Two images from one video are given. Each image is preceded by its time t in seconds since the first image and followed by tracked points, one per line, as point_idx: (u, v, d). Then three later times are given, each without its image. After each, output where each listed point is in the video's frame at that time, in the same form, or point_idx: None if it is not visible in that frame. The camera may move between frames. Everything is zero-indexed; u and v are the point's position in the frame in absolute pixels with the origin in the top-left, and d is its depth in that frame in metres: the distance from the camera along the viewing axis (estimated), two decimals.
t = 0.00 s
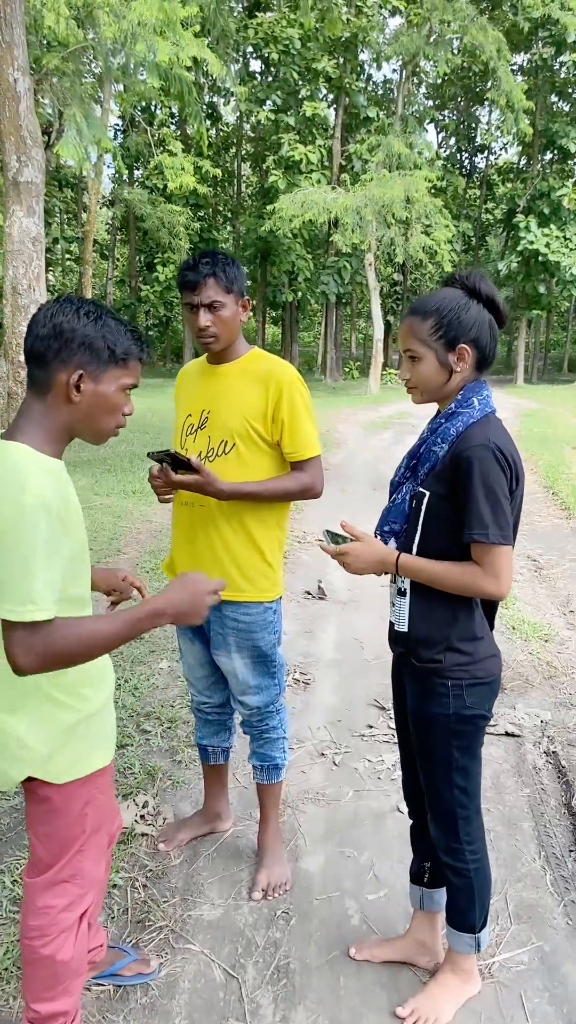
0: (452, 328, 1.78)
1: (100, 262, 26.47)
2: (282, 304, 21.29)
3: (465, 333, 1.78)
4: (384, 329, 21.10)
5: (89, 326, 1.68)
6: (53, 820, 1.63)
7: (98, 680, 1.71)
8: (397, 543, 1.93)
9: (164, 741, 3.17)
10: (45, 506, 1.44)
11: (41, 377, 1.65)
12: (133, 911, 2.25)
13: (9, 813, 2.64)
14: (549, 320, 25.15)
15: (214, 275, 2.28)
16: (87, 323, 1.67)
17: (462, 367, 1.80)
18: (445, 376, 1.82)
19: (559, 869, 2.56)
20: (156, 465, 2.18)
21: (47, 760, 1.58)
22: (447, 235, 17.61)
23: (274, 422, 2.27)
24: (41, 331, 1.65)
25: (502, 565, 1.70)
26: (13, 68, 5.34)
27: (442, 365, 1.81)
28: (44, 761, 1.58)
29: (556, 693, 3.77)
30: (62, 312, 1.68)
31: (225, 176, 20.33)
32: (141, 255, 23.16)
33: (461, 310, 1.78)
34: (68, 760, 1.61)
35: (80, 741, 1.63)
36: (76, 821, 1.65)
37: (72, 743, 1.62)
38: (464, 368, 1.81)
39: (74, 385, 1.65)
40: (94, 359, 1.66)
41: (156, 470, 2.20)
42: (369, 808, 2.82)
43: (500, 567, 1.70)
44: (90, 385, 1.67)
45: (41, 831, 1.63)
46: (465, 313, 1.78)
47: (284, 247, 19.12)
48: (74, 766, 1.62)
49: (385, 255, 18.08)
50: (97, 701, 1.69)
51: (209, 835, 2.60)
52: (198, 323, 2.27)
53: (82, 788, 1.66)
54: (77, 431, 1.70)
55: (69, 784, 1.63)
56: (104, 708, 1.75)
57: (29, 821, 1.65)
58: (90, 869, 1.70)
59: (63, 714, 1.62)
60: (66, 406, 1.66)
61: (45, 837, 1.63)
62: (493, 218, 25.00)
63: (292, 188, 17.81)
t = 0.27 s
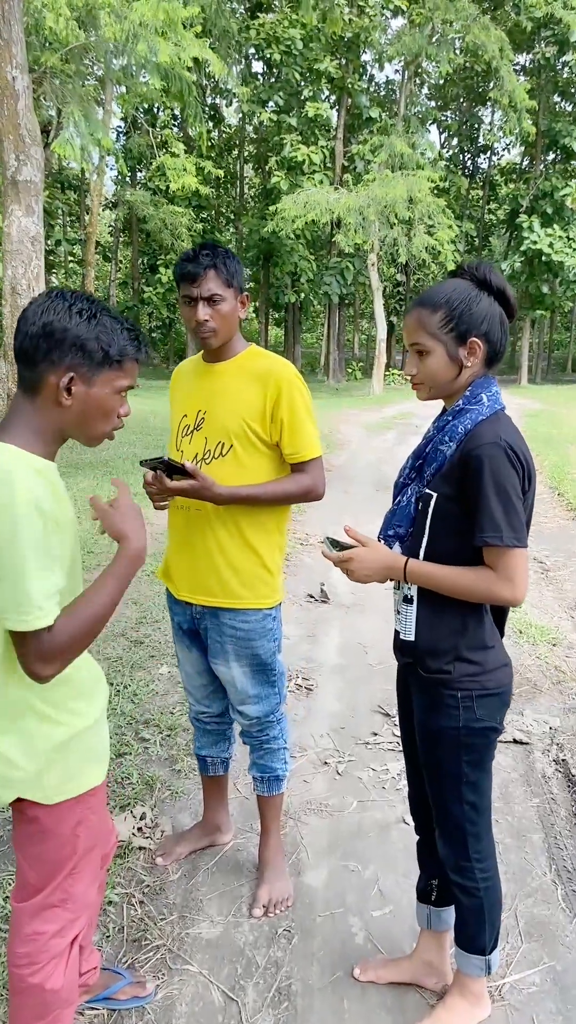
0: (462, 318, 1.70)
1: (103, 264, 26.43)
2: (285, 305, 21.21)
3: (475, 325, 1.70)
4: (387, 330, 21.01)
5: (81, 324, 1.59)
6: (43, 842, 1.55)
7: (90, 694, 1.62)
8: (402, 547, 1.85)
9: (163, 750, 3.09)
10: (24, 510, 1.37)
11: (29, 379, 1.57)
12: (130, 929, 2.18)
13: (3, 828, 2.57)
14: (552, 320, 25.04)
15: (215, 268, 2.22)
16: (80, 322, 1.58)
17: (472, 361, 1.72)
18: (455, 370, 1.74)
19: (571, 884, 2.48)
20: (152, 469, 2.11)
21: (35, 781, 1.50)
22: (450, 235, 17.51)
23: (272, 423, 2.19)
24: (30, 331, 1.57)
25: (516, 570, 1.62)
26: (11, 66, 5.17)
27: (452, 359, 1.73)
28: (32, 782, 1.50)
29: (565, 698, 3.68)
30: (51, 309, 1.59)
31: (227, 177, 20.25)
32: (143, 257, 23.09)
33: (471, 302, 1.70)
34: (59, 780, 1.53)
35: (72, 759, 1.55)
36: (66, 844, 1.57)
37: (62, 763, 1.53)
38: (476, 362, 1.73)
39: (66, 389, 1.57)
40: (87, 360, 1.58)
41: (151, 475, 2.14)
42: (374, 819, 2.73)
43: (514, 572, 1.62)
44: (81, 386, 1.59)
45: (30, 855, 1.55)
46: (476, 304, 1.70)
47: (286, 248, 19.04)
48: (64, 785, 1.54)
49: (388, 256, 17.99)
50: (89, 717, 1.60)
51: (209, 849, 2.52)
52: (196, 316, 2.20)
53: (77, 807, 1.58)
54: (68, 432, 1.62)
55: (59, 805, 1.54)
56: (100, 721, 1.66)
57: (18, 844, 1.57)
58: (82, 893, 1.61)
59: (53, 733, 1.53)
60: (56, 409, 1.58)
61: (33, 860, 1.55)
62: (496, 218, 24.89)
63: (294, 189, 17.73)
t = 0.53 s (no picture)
0: (466, 318, 1.65)
1: (106, 265, 26.40)
2: (287, 305, 21.15)
3: (479, 326, 1.65)
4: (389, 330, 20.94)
5: (77, 331, 1.53)
6: (30, 867, 1.50)
7: (80, 713, 1.58)
8: (403, 555, 1.79)
9: (160, 758, 3.05)
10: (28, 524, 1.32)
11: (23, 388, 1.51)
12: (124, 945, 2.14)
13: None
14: (555, 320, 24.95)
15: (214, 268, 2.17)
16: (74, 325, 1.53)
17: (476, 362, 1.67)
18: (458, 372, 1.68)
19: None
20: (145, 474, 2.06)
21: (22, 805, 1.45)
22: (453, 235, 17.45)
23: (268, 427, 2.14)
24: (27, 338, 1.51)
25: (522, 578, 1.57)
26: (9, 65, 5.13)
27: (455, 361, 1.67)
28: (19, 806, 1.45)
29: (570, 704, 3.62)
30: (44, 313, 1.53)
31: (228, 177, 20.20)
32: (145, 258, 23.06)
33: (474, 302, 1.65)
34: (47, 802, 1.48)
35: (60, 780, 1.50)
36: (54, 868, 1.52)
37: (50, 785, 1.48)
38: (479, 363, 1.67)
39: (61, 394, 1.51)
40: (84, 364, 1.53)
41: (144, 481, 2.10)
42: (375, 830, 2.68)
43: (519, 580, 1.57)
44: (79, 393, 1.53)
45: (18, 880, 1.50)
46: (479, 305, 1.66)
47: (288, 248, 18.98)
48: (52, 808, 1.49)
49: (390, 257, 17.92)
50: (79, 736, 1.55)
51: (205, 862, 2.48)
52: (192, 316, 2.15)
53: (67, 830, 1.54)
54: (65, 440, 1.57)
55: (46, 827, 1.50)
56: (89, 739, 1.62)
57: (5, 868, 1.52)
58: (72, 917, 1.56)
59: (41, 754, 1.48)
60: (53, 417, 1.53)
61: (20, 885, 1.50)
62: (499, 218, 24.79)
63: (296, 189, 17.67)
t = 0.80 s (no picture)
0: (464, 318, 1.63)
1: (108, 266, 26.40)
2: (290, 306, 21.15)
3: (477, 326, 1.64)
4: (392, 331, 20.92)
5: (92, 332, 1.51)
6: (19, 871, 1.48)
7: (73, 717, 1.57)
8: (400, 558, 1.78)
9: (159, 760, 3.05)
10: (60, 541, 1.32)
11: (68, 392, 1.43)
12: (120, 950, 2.15)
13: None
14: (559, 320, 24.91)
15: (212, 268, 2.15)
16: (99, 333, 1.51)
17: (473, 363, 1.66)
18: (456, 372, 1.67)
19: None
20: (142, 475, 2.05)
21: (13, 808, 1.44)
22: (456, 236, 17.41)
23: (266, 427, 2.12)
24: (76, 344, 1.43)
25: (522, 579, 1.55)
26: (10, 66, 5.13)
27: (453, 361, 1.66)
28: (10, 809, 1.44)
29: (572, 705, 3.60)
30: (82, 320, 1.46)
31: (231, 178, 20.19)
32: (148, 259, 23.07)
33: (471, 301, 1.64)
34: (39, 806, 1.47)
35: (53, 785, 1.49)
36: (45, 872, 1.50)
37: (41, 790, 1.47)
38: (477, 364, 1.66)
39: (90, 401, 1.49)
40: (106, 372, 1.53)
41: (140, 481, 2.08)
42: (374, 833, 2.66)
43: (518, 582, 1.55)
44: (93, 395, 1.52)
45: (6, 883, 1.47)
46: (476, 303, 1.64)
47: (291, 249, 18.95)
48: (44, 812, 1.48)
49: (393, 257, 17.88)
50: (70, 739, 1.54)
51: (204, 865, 2.48)
52: (190, 316, 2.13)
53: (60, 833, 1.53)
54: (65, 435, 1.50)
55: (38, 830, 1.48)
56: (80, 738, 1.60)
57: None
58: (63, 923, 1.55)
59: (32, 759, 1.47)
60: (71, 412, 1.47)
61: (10, 889, 1.47)
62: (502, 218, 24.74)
63: (299, 190, 17.66)
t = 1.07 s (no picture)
0: (456, 318, 1.63)
1: (111, 266, 26.43)
2: (292, 306, 21.16)
3: (470, 325, 1.63)
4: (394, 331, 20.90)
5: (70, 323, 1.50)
6: (24, 870, 1.47)
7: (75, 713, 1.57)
8: (397, 558, 1.78)
9: (158, 761, 3.05)
10: (90, 531, 1.32)
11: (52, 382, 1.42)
12: (118, 949, 2.15)
13: None
14: (561, 319, 24.87)
15: (210, 268, 2.15)
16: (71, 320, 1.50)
17: (467, 363, 1.65)
18: (451, 372, 1.67)
19: None
20: (139, 475, 2.05)
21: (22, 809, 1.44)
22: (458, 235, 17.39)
23: (264, 427, 2.12)
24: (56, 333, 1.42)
25: (517, 579, 1.55)
26: (10, 67, 5.13)
27: (446, 362, 1.66)
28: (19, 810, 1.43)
29: (571, 705, 3.59)
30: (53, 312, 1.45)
31: (233, 178, 20.19)
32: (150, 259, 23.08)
33: (465, 300, 1.64)
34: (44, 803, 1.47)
35: (60, 785, 1.50)
36: (49, 871, 1.50)
37: (48, 788, 1.48)
38: (471, 364, 1.66)
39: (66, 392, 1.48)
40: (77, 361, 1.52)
41: (137, 481, 2.08)
42: (372, 833, 2.66)
43: (514, 582, 1.55)
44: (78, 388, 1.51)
45: (10, 883, 1.46)
46: (469, 303, 1.64)
47: (293, 249, 18.96)
48: (50, 810, 1.48)
49: (395, 256, 17.86)
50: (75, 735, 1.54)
51: (203, 864, 2.49)
52: (187, 316, 2.14)
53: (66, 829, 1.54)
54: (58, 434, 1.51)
55: (45, 829, 1.48)
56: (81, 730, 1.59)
57: None
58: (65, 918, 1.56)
59: (40, 758, 1.47)
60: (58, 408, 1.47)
61: (14, 888, 1.46)
62: (504, 218, 24.72)
63: (301, 189, 17.66)
